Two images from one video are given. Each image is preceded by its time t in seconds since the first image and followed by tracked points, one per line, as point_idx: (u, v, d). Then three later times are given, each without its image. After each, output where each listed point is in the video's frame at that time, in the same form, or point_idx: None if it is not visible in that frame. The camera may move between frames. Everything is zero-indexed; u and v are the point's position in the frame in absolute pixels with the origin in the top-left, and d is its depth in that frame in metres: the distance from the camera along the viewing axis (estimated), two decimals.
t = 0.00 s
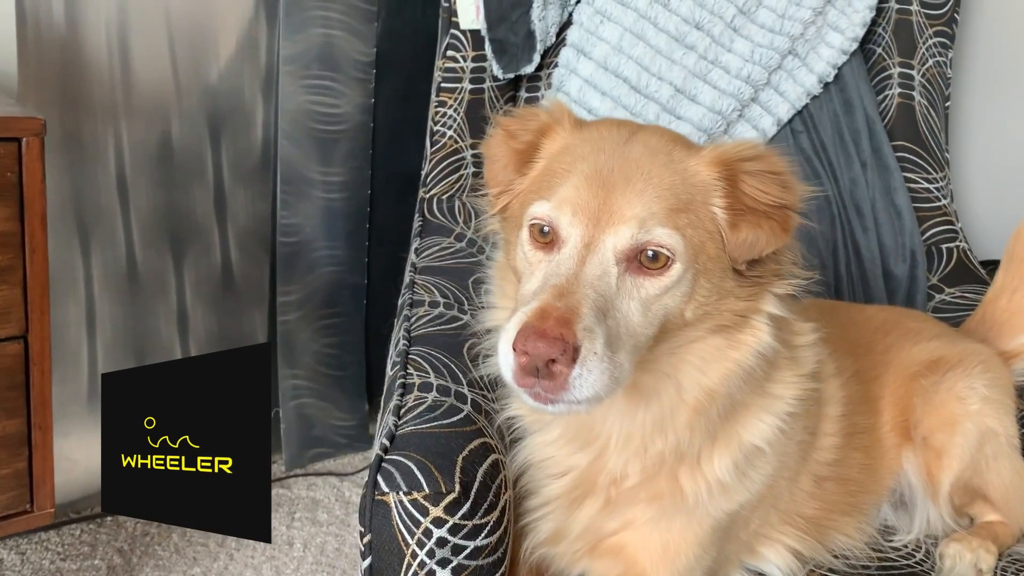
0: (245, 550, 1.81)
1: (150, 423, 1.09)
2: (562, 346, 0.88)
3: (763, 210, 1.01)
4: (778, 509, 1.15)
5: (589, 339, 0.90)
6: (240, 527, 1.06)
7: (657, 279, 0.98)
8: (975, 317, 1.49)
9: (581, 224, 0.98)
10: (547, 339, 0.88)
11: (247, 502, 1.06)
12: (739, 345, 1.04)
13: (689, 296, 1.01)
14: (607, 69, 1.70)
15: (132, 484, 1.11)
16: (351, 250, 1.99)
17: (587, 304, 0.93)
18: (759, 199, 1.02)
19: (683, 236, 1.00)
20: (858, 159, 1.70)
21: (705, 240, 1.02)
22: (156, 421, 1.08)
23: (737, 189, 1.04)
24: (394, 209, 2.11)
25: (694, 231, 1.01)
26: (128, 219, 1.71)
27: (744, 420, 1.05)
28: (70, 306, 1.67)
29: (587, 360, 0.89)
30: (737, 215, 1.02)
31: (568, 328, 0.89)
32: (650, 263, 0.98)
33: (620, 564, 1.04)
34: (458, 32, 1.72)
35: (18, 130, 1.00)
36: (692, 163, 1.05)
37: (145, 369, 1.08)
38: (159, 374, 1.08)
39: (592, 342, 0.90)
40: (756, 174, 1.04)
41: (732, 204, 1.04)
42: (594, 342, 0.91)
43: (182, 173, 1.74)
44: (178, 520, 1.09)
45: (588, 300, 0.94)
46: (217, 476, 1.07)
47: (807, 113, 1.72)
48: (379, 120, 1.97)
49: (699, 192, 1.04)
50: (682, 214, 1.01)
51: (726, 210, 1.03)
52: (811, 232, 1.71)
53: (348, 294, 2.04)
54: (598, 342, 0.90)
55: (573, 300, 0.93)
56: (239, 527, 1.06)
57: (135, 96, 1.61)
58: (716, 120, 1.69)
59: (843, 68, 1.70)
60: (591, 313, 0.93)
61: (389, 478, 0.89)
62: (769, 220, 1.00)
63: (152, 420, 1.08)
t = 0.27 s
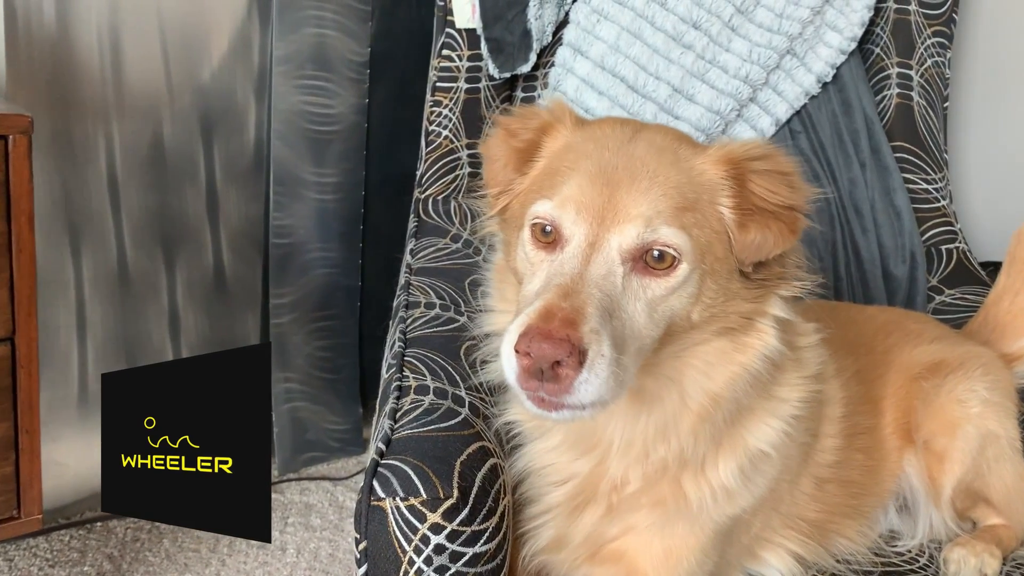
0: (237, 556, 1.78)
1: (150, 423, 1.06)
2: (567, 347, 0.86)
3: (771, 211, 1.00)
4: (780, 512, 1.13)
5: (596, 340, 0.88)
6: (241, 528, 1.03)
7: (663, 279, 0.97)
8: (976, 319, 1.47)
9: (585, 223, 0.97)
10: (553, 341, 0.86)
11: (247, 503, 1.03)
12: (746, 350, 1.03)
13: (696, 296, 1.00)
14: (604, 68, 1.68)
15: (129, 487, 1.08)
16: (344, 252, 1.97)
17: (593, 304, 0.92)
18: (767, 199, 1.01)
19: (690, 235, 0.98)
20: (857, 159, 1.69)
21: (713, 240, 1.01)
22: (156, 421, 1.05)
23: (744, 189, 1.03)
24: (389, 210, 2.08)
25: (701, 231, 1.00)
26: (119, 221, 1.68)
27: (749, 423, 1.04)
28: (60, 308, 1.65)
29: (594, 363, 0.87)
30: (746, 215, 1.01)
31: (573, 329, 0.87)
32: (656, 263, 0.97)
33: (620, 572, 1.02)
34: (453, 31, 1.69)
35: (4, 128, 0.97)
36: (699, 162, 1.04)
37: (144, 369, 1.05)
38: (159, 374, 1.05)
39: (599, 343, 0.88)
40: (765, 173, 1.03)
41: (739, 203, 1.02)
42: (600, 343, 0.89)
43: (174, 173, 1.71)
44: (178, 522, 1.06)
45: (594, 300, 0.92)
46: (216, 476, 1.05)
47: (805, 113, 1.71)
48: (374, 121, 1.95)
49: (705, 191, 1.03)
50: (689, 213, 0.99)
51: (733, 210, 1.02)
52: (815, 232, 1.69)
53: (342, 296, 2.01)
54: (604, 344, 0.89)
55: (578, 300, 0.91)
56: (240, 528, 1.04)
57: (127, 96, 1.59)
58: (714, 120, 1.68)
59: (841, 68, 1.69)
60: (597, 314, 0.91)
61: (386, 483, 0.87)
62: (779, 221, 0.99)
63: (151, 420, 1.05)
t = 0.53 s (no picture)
0: (231, 559, 1.77)
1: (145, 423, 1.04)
2: (580, 348, 0.85)
3: (789, 230, 1.02)
4: (783, 512, 1.12)
5: (611, 342, 0.87)
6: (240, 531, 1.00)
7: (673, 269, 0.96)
8: (978, 318, 1.46)
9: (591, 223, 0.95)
10: (568, 341, 0.85)
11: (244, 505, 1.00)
12: (748, 353, 1.03)
13: (704, 300, 0.99)
14: (601, 66, 1.67)
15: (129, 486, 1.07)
16: (339, 252, 1.94)
17: (605, 304, 0.90)
18: (787, 219, 1.03)
19: (705, 238, 0.98)
20: (856, 158, 1.68)
21: (724, 246, 1.01)
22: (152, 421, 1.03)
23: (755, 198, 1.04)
24: (384, 209, 2.06)
25: (715, 234, 1.00)
26: (110, 220, 1.65)
27: (754, 426, 1.04)
28: (52, 309, 1.62)
29: (611, 364, 0.86)
30: (764, 229, 1.02)
31: (587, 329, 0.86)
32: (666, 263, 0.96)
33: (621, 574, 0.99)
34: (450, 28, 1.67)
35: None
36: (713, 170, 1.04)
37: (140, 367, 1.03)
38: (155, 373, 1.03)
39: (615, 344, 0.87)
40: (785, 194, 1.05)
41: (752, 217, 1.04)
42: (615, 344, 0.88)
43: (168, 172, 1.69)
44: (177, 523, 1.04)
45: (605, 300, 0.91)
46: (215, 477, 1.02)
47: (804, 111, 1.70)
48: (369, 120, 1.92)
49: (718, 199, 1.03)
50: (702, 218, 0.99)
51: (746, 223, 1.04)
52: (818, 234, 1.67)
53: (336, 296, 1.99)
54: (618, 345, 0.87)
55: (590, 301, 0.90)
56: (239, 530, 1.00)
57: (119, 95, 1.57)
58: (712, 119, 1.66)
59: (840, 67, 1.68)
60: (609, 314, 0.90)
61: (383, 485, 0.86)
62: (794, 241, 1.01)
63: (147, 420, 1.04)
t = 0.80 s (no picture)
0: (223, 560, 1.75)
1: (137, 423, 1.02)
2: (608, 349, 0.84)
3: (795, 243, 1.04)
4: (784, 509, 1.11)
5: (637, 343, 0.86)
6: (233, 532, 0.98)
7: (685, 273, 0.97)
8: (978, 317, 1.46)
9: (602, 221, 0.96)
10: (595, 343, 0.84)
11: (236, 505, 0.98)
12: (753, 356, 1.02)
13: (711, 301, 0.99)
14: (598, 62, 1.66)
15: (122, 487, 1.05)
16: (334, 250, 1.92)
17: (625, 303, 0.90)
18: (792, 229, 1.05)
19: (713, 239, 1.00)
20: (854, 156, 1.67)
21: (731, 251, 1.03)
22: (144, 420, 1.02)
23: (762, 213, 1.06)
24: (379, 208, 2.04)
25: (722, 238, 1.02)
26: (102, 219, 1.63)
27: (759, 427, 1.03)
28: (42, 308, 1.60)
29: (638, 364, 0.85)
30: (771, 243, 1.05)
31: (611, 330, 0.85)
32: (678, 259, 0.96)
33: None
34: (446, 25, 1.67)
35: None
36: (725, 181, 1.07)
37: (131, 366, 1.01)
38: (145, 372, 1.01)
39: (640, 343, 0.86)
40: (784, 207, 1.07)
41: (758, 229, 1.06)
42: (639, 346, 0.86)
43: (160, 171, 1.67)
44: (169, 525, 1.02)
45: (626, 299, 0.90)
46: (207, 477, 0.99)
47: (802, 108, 1.69)
48: (364, 117, 1.90)
49: (727, 207, 1.05)
50: (710, 219, 1.01)
51: (753, 237, 1.06)
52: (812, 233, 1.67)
53: (330, 296, 1.97)
54: (643, 345, 0.86)
55: (610, 301, 0.89)
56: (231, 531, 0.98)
57: (111, 93, 1.55)
58: (710, 116, 1.65)
59: (838, 64, 1.68)
60: (631, 315, 0.89)
61: (380, 484, 0.85)
62: (799, 254, 1.04)
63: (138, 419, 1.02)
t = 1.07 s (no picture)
0: (216, 561, 1.73)
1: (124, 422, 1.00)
2: (638, 339, 0.83)
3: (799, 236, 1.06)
4: (784, 506, 1.10)
5: (662, 333, 0.85)
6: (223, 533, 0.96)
7: (698, 265, 0.96)
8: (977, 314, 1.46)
9: (614, 213, 0.94)
10: (624, 333, 0.82)
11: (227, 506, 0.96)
12: (759, 352, 1.02)
13: (722, 293, 1.00)
14: (594, 57, 1.64)
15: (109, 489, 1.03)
16: (327, 248, 1.90)
17: (648, 294, 0.89)
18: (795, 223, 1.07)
19: (723, 226, 1.00)
20: (852, 153, 1.67)
21: (739, 240, 1.04)
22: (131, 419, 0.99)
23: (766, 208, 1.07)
24: (375, 205, 2.02)
25: (733, 223, 1.03)
26: (93, 217, 1.61)
27: (764, 426, 1.02)
28: (32, 306, 1.58)
29: (666, 355, 0.84)
30: (776, 236, 1.06)
31: (638, 320, 0.84)
32: (690, 250, 0.96)
33: None
34: (440, 19, 1.66)
35: None
36: (733, 176, 1.09)
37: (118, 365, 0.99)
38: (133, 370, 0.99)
39: (666, 333, 0.85)
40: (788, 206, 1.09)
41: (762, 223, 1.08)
42: (665, 336, 0.86)
43: (151, 167, 1.64)
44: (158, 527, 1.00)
45: (647, 290, 0.89)
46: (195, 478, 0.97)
47: (799, 105, 1.68)
48: (358, 114, 1.87)
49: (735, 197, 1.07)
50: (719, 205, 1.01)
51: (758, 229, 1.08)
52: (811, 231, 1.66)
53: (323, 294, 1.94)
54: (669, 335, 0.86)
55: (633, 292, 0.88)
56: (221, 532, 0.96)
57: (103, 87, 1.53)
58: (707, 111, 1.63)
59: (835, 60, 1.67)
60: (654, 306, 0.88)
61: (375, 482, 0.83)
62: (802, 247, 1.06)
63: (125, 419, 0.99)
